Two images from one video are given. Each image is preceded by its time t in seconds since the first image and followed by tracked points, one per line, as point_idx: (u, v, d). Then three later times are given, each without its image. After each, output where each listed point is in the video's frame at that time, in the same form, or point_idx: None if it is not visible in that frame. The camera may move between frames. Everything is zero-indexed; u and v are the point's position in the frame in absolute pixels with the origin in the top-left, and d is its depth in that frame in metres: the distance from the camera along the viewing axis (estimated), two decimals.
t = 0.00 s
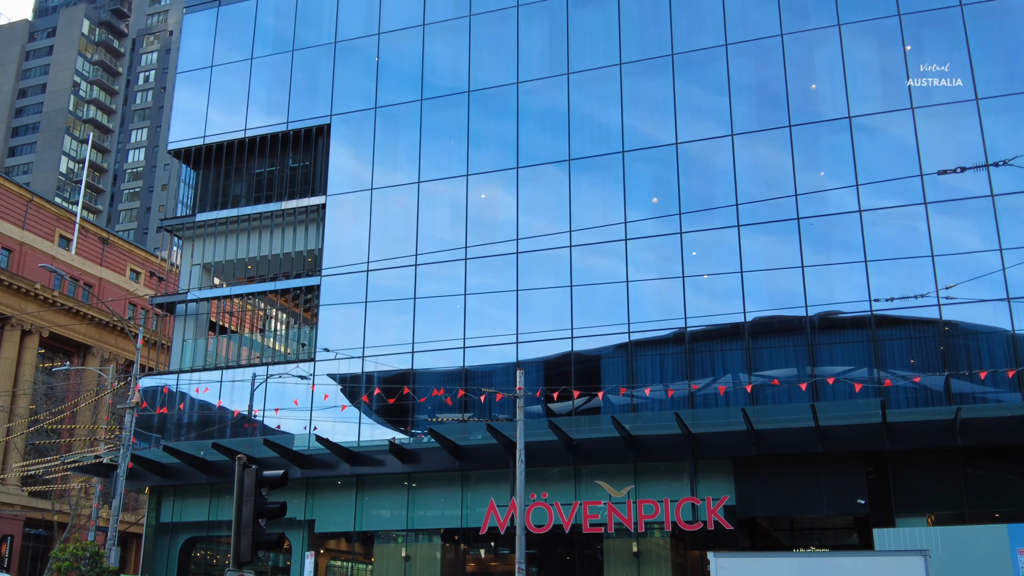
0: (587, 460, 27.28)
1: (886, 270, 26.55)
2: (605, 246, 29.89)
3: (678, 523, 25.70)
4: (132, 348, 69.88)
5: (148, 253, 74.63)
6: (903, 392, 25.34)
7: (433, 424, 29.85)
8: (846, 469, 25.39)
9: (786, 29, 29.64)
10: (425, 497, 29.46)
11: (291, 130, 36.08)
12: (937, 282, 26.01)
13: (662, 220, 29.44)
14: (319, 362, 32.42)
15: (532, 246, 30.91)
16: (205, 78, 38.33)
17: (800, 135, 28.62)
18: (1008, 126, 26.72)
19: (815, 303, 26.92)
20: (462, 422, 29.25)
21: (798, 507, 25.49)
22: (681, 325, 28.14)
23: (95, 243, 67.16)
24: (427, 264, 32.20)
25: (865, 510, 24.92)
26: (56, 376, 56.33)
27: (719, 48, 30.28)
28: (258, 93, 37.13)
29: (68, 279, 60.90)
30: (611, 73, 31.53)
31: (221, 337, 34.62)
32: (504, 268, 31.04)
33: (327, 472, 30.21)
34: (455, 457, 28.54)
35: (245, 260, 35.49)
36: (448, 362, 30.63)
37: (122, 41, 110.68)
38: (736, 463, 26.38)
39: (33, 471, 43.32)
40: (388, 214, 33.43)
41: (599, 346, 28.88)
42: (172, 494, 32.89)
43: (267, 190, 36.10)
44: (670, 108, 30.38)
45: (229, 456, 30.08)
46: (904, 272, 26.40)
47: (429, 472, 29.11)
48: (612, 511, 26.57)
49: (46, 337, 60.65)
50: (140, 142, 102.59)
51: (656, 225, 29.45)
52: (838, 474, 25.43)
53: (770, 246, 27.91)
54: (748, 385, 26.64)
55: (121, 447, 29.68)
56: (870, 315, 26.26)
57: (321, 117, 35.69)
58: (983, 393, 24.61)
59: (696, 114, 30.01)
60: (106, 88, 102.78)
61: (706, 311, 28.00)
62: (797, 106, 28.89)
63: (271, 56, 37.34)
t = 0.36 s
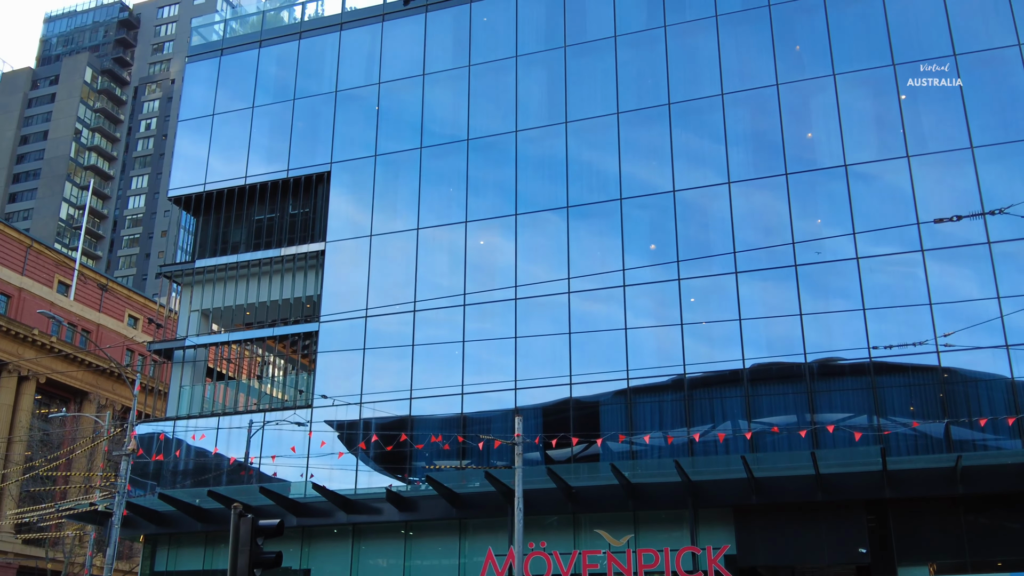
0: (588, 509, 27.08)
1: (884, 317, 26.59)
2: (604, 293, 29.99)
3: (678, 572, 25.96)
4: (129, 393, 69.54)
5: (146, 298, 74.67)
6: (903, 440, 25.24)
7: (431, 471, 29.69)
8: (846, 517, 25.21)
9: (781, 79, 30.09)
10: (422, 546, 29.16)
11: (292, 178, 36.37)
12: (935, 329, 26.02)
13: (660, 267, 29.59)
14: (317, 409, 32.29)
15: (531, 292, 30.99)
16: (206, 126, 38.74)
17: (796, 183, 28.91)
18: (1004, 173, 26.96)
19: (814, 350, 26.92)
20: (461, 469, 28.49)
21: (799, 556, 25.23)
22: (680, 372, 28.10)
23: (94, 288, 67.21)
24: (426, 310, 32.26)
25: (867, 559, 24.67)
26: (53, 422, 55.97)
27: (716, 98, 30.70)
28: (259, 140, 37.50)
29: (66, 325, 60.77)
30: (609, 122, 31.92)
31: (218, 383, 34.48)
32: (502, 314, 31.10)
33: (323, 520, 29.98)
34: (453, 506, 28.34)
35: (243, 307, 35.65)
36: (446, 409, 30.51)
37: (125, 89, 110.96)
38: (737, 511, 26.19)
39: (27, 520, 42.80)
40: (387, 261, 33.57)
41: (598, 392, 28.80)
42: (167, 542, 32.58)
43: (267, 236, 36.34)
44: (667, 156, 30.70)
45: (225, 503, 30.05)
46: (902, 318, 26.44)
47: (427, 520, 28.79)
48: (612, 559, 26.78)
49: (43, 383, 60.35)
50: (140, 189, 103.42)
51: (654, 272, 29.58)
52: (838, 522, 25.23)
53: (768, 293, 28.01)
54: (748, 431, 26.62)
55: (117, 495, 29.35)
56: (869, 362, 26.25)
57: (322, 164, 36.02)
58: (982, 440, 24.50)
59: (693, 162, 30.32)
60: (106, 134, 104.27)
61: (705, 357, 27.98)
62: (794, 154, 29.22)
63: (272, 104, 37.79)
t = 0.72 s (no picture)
0: (585, 550, 27.00)
1: (882, 357, 26.58)
2: (601, 332, 30.03)
3: None
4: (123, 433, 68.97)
5: (142, 337, 74.45)
6: (901, 480, 25.07)
7: (427, 511, 29.50)
8: (844, 558, 25.06)
9: (776, 120, 30.44)
10: None
11: (290, 217, 36.55)
12: (933, 369, 25.99)
13: (657, 306, 29.67)
14: (312, 449, 32.13)
15: (528, 331, 31.00)
16: (205, 166, 39.02)
17: (792, 223, 29.12)
18: (998, 213, 27.13)
19: (811, 389, 26.90)
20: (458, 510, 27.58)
21: None
22: (677, 411, 28.03)
23: (90, 327, 66.96)
24: (423, 349, 32.24)
25: None
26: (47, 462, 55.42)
27: (712, 138, 31.03)
28: (258, 180, 37.74)
29: (62, 363, 60.43)
30: (606, 162, 32.20)
31: (214, 422, 34.33)
32: (500, 353, 31.06)
33: (317, 561, 29.71)
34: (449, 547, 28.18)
35: (240, 345, 35.68)
36: (442, 449, 30.36)
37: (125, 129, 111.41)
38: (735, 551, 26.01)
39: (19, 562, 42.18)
40: (384, 300, 33.61)
41: (595, 431, 28.70)
42: None
43: (264, 274, 36.42)
44: (664, 196, 30.93)
45: (219, 544, 29.73)
46: (900, 358, 26.43)
47: (422, 562, 28.63)
48: None
49: (38, 423, 59.87)
50: (140, 228, 102.13)
51: (652, 311, 29.65)
52: (838, 563, 25.04)
53: (765, 332, 28.05)
54: (746, 471, 26.45)
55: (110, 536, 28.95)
56: (867, 402, 26.20)
57: (320, 203, 36.22)
58: (982, 480, 24.31)
59: (689, 202, 30.54)
60: (105, 173, 105.09)
61: (702, 397, 27.93)
62: (789, 194, 29.46)
63: (271, 144, 38.11)
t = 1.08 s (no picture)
0: None
1: (877, 402, 26.54)
2: (596, 375, 29.98)
3: None
4: (114, 477, 68.21)
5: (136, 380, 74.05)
6: (898, 526, 24.96)
7: (421, 557, 29.23)
8: None
9: (769, 165, 30.78)
10: None
11: (286, 260, 36.65)
12: (928, 415, 25.93)
13: (652, 349, 29.68)
14: (305, 493, 31.94)
15: (523, 374, 30.95)
16: (202, 209, 39.20)
17: (786, 267, 29.28)
18: (991, 258, 27.32)
19: (807, 434, 26.80)
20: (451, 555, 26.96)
21: None
22: (673, 456, 27.89)
23: (84, 370, 66.46)
24: (417, 391, 32.15)
25: None
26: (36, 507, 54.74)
27: (706, 183, 31.32)
28: (254, 223, 37.89)
29: (54, 406, 59.81)
30: (601, 206, 32.44)
31: (206, 466, 34.15)
32: (494, 396, 30.98)
33: None
34: None
35: (233, 388, 35.50)
36: (436, 493, 30.15)
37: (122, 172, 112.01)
38: None
39: None
40: (379, 342, 33.57)
41: (590, 476, 28.54)
42: None
43: (259, 317, 36.42)
44: (659, 240, 31.12)
45: None
46: (895, 403, 26.38)
47: None
48: None
49: (28, 467, 59.23)
50: (134, 270, 102.11)
51: (647, 355, 29.65)
52: None
53: (760, 376, 28.05)
54: (742, 517, 26.34)
55: None
56: (863, 446, 26.11)
57: (316, 246, 36.35)
58: (979, 526, 24.30)
59: (684, 246, 30.73)
60: (102, 215, 105.44)
61: (698, 441, 27.81)
62: (783, 238, 29.67)
63: (268, 187, 38.34)
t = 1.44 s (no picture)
0: None
1: (869, 449, 26.45)
2: (588, 421, 29.87)
3: None
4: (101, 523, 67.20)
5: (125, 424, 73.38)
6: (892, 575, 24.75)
7: None
8: None
9: (760, 213, 31.08)
10: None
11: (277, 304, 36.61)
12: (920, 463, 25.81)
13: (644, 395, 29.64)
14: (293, 540, 31.61)
15: (514, 420, 30.82)
16: (194, 253, 39.26)
17: (777, 313, 29.39)
18: (981, 305, 27.40)
19: (800, 482, 26.66)
20: None
21: None
22: (665, 503, 27.69)
23: (72, 414, 65.79)
24: (408, 437, 31.97)
25: None
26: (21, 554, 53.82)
27: (697, 230, 31.58)
28: (246, 267, 37.92)
29: (42, 451, 59.10)
30: (593, 252, 32.63)
31: (193, 512, 33.82)
32: (486, 442, 30.80)
33: None
34: None
35: (221, 434, 35.26)
36: (426, 540, 29.85)
37: (115, 215, 112.10)
38: None
39: None
40: (370, 387, 33.43)
41: (582, 523, 28.31)
42: None
43: (249, 361, 36.27)
44: (650, 286, 31.27)
45: None
46: (887, 451, 26.29)
47: None
48: None
49: (14, 512, 58.37)
50: (125, 313, 101.84)
51: (639, 401, 29.59)
52: None
53: (752, 423, 27.99)
54: (735, 566, 26.06)
55: None
56: (855, 494, 25.98)
57: (308, 290, 36.38)
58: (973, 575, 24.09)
59: (675, 292, 30.86)
60: (95, 259, 105.38)
61: (690, 488, 27.63)
62: (773, 285, 29.84)
63: (261, 232, 38.46)
